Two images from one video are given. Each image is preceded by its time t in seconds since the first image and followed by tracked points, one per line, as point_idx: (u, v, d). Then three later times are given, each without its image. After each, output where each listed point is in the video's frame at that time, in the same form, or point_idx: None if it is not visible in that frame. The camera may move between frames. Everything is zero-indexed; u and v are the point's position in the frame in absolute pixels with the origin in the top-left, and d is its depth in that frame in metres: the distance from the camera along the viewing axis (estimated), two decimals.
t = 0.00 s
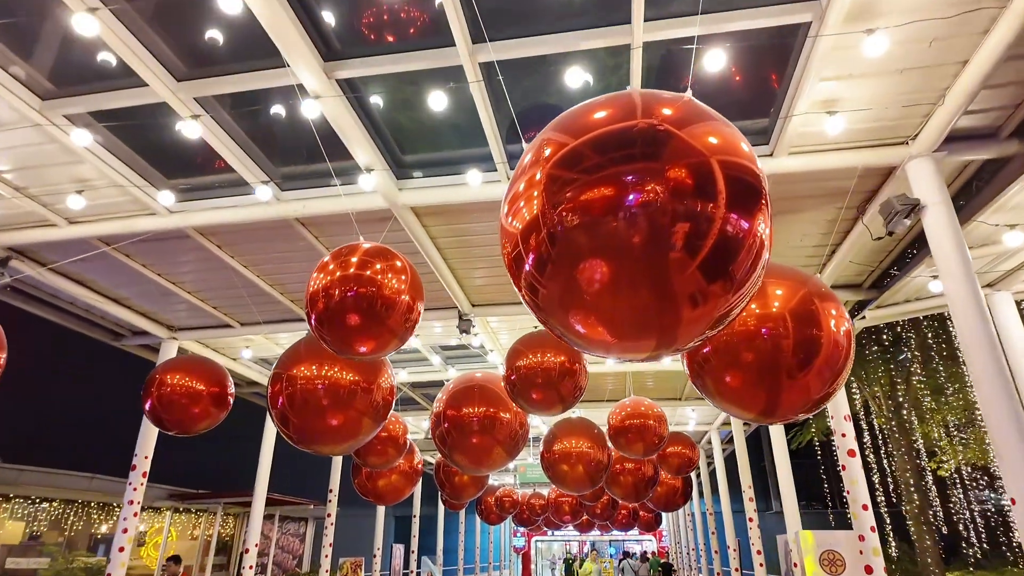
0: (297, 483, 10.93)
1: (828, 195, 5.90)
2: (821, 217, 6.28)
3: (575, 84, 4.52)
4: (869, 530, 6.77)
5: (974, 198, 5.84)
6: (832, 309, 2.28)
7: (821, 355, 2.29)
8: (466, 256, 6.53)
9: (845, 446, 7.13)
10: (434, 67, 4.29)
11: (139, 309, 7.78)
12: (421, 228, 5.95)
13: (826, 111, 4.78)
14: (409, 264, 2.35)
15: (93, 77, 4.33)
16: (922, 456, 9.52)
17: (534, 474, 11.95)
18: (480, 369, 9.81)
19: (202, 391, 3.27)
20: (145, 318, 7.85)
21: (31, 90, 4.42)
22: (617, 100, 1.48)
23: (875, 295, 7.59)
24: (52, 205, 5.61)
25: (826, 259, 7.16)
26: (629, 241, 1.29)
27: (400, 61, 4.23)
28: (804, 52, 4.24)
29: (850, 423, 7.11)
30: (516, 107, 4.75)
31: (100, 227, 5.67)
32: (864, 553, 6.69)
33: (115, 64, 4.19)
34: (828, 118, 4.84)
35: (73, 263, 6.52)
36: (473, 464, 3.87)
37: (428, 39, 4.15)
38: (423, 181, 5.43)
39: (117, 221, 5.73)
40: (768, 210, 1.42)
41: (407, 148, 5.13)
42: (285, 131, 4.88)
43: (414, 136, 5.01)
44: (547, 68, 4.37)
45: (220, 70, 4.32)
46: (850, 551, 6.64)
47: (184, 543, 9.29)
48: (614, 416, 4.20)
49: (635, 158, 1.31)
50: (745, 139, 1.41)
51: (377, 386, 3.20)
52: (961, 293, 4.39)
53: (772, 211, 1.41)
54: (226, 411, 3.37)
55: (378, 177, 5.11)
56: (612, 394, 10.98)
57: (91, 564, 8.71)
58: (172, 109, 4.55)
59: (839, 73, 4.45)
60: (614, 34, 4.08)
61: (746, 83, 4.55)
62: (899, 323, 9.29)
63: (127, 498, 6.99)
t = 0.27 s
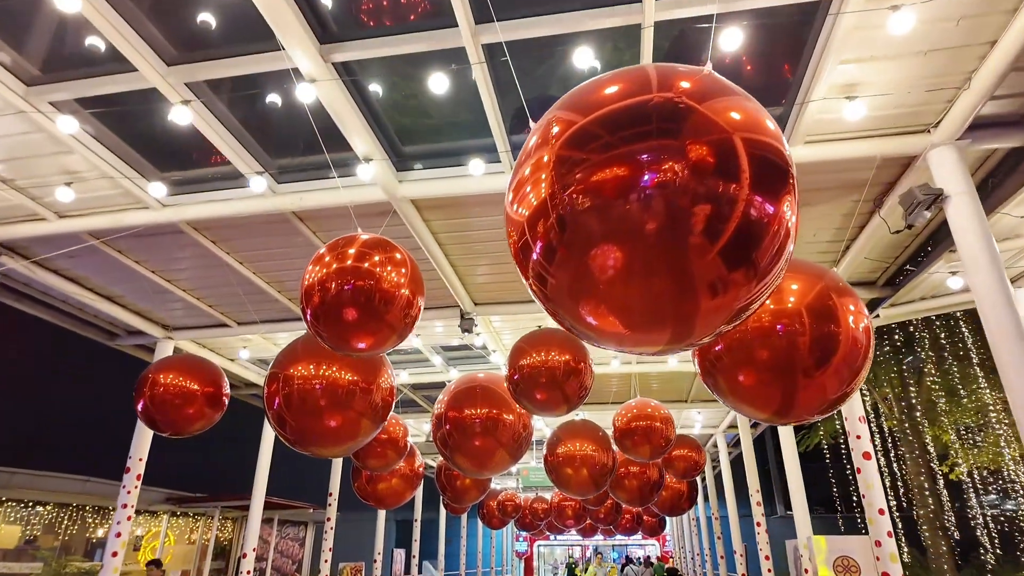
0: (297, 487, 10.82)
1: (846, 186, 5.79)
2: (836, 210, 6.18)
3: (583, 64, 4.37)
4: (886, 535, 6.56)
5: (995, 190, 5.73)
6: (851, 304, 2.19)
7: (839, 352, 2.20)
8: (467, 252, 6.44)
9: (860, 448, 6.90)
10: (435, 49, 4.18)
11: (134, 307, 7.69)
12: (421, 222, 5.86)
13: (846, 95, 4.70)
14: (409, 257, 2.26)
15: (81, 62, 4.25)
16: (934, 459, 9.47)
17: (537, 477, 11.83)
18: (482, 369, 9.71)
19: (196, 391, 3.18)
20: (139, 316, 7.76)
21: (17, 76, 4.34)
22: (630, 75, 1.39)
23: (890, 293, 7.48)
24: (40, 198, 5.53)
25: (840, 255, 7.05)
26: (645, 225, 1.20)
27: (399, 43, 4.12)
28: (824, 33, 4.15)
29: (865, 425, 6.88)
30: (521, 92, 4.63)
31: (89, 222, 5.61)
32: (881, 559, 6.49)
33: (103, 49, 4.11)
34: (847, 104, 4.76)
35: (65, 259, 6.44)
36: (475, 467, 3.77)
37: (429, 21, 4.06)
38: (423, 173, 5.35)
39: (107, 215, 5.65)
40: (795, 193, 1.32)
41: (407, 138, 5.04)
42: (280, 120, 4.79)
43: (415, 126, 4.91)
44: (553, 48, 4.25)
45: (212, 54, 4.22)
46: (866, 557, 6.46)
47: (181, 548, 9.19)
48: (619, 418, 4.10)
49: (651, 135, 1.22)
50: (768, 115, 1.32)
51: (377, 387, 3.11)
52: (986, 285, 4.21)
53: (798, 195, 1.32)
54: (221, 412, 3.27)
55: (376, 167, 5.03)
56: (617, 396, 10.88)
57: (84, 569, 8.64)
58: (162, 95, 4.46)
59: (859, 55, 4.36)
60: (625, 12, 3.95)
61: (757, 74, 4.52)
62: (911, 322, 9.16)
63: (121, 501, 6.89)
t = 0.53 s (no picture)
0: (298, 487, 10.74)
1: (867, 172, 5.68)
2: (856, 198, 6.08)
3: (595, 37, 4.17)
4: (905, 535, 6.34)
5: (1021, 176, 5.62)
6: (874, 293, 2.09)
7: (861, 343, 2.11)
8: (471, 244, 6.35)
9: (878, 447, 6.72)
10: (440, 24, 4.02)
11: (131, 301, 7.63)
12: (425, 212, 5.77)
13: (869, 73, 4.59)
14: (413, 243, 2.19)
15: (74, 41, 4.16)
16: (946, 458, 9.35)
17: (541, 477, 11.72)
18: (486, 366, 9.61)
19: (194, 386, 3.10)
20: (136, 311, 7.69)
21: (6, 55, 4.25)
22: (649, 39, 1.30)
23: (907, 287, 7.36)
24: (33, 186, 5.47)
25: (856, 246, 6.93)
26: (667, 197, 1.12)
27: (402, 17, 3.98)
28: (849, 7, 4.04)
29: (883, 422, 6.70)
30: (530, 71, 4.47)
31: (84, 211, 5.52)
32: (899, 561, 6.28)
33: (96, 28, 4.03)
34: (870, 83, 4.65)
35: (60, 252, 6.37)
36: (480, 466, 3.68)
37: None
38: (426, 160, 5.24)
39: (102, 203, 5.57)
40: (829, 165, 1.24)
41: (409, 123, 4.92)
42: (280, 103, 4.71)
43: (419, 110, 4.79)
44: (565, 21, 4.09)
45: (206, 32, 4.13)
46: (883, 559, 6.25)
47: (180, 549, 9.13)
48: (625, 416, 4.00)
49: (675, 100, 1.14)
50: (800, 81, 1.23)
51: (379, 382, 3.03)
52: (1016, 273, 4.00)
53: (832, 168, 1.23)
54: (219, 407, 3.18)
55: (378, 152, 4.91)
56: (624, 395, 10.79)
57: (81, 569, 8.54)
58: (156, 74, 4.36)
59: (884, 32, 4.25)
60: None
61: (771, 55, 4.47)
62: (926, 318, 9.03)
63: (118, 500, 6.82)
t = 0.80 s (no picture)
0: (299, 487, 10.64)
1: (894, 158, 5.58)
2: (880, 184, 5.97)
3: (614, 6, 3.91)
4: (926, 536, 6.00)
5: None
6: (902, 282, 2.00)
7: (889, 336, 2.02)
8: (478, 236, 6.20)
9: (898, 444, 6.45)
10: None
11: (129, 295, 7.55)
12: (431, 201, 5.60)
13: (899, 51, 4.48)
14: (421, 229, 2.11)
15: (68, 16, 4.06)
16: (960, 458, 9.14)
17: (545, 477, 11.60)
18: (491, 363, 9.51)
19: (194, 381, 3.01)
20: (134, 305, 7.62)
21: None
22: None
23: (927, 279, 7.29)
24: (25, 173, 5.40)
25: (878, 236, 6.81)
26: (700, 168, 1.04)
27: None
28: None
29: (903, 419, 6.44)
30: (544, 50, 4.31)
31: (76, 199, 5.38)
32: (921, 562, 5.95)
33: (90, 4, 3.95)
34: (900, 60, 4.53)
35: (55, 243, 6.30)
36: (485, 465, 3.59)
37: None
38: (432, 145, 5.07)
39: (98, 190, 5.50)
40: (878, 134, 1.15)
41: (415, 104, 4.75)
42: (282, 88, 4.63)
43: (425, 91, 4.62)
44: None
45: (202, 7, 4.04)
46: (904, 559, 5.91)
47: (180, 549, 9.07)
48: (632, 413, 3.89)
49: (708, 61, 1.06)
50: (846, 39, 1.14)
51: (383, 378, 2.94)
52: None
53: (880, 139, 1.14)
54: (219, 404, 3.09)
55: (382, 134, 4.70)
56: (630, 393, 10.71)
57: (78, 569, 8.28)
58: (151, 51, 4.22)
59: (915, 5, 4.13)
60: None
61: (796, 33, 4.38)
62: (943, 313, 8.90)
63: (114, 499, 6.72)
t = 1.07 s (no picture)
0: (297, 487, 10.53)
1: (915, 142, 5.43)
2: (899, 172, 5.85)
3: None
4: (946, 536, 5.60)
5: None
6: (926, 271, 1.91)
7: (913, 328, 1.94)
8: (481, 227, 6.04)
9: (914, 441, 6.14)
10: None
11: (122, 289, 7.44)
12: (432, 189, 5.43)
13: (927, 25, 4.35)
14: (424, 213, 2.03)
15: None
16: (971, 457, 8.95)
17: (547, 477, 11.47)
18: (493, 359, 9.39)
19: (190, 375, 2.92)
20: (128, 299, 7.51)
21: None
22: None
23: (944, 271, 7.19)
24: (12, 159, 5.29)
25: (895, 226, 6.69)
26: (726, 132, 0.96)
27: None
28: None
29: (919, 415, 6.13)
30: (554, 28, 4.16)
31: (66, 184, 5.22)
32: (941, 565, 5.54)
33: None
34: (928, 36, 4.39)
35: (45, 234, 6.18)
36: (487, 464, 3.50)
37: None
38: (433, 130, 4.91)
39: (89, 176, 5.40)
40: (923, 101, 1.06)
41: (417, 87, 4.60)
42: (279, 68, 4.52)
43: (427, 71, 4.48)
44: None
45: None
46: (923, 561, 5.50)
47: (178, 549, 8.98)
48: (637, 411, 3.80)
49: (737, 17, 0.98)
50: None
51: (384, 373, 2.86)
52: None
53: (923, 106, 1.05)
54: (216, 399, 3.00)
55: (383, 117, 4.50)
56: (635, 391, 10.60)
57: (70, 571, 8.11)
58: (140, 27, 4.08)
59: None
60: None
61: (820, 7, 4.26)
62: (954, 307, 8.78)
63: (108, 497, 6.64)
